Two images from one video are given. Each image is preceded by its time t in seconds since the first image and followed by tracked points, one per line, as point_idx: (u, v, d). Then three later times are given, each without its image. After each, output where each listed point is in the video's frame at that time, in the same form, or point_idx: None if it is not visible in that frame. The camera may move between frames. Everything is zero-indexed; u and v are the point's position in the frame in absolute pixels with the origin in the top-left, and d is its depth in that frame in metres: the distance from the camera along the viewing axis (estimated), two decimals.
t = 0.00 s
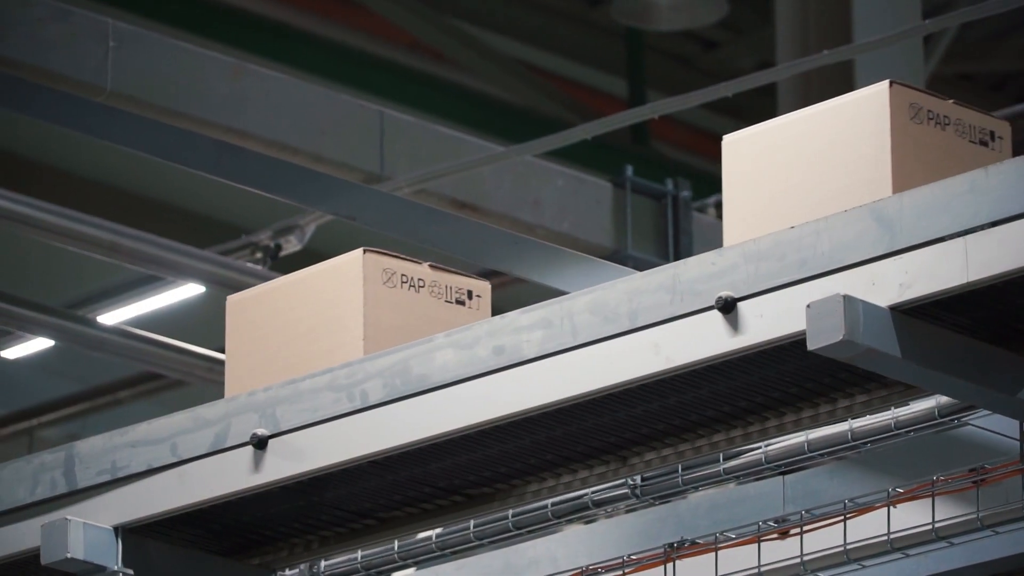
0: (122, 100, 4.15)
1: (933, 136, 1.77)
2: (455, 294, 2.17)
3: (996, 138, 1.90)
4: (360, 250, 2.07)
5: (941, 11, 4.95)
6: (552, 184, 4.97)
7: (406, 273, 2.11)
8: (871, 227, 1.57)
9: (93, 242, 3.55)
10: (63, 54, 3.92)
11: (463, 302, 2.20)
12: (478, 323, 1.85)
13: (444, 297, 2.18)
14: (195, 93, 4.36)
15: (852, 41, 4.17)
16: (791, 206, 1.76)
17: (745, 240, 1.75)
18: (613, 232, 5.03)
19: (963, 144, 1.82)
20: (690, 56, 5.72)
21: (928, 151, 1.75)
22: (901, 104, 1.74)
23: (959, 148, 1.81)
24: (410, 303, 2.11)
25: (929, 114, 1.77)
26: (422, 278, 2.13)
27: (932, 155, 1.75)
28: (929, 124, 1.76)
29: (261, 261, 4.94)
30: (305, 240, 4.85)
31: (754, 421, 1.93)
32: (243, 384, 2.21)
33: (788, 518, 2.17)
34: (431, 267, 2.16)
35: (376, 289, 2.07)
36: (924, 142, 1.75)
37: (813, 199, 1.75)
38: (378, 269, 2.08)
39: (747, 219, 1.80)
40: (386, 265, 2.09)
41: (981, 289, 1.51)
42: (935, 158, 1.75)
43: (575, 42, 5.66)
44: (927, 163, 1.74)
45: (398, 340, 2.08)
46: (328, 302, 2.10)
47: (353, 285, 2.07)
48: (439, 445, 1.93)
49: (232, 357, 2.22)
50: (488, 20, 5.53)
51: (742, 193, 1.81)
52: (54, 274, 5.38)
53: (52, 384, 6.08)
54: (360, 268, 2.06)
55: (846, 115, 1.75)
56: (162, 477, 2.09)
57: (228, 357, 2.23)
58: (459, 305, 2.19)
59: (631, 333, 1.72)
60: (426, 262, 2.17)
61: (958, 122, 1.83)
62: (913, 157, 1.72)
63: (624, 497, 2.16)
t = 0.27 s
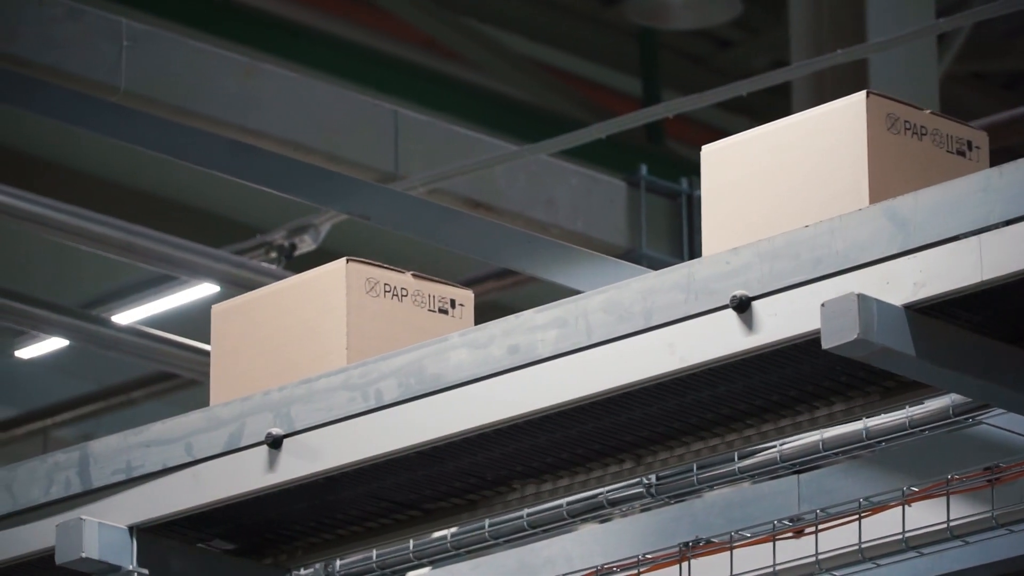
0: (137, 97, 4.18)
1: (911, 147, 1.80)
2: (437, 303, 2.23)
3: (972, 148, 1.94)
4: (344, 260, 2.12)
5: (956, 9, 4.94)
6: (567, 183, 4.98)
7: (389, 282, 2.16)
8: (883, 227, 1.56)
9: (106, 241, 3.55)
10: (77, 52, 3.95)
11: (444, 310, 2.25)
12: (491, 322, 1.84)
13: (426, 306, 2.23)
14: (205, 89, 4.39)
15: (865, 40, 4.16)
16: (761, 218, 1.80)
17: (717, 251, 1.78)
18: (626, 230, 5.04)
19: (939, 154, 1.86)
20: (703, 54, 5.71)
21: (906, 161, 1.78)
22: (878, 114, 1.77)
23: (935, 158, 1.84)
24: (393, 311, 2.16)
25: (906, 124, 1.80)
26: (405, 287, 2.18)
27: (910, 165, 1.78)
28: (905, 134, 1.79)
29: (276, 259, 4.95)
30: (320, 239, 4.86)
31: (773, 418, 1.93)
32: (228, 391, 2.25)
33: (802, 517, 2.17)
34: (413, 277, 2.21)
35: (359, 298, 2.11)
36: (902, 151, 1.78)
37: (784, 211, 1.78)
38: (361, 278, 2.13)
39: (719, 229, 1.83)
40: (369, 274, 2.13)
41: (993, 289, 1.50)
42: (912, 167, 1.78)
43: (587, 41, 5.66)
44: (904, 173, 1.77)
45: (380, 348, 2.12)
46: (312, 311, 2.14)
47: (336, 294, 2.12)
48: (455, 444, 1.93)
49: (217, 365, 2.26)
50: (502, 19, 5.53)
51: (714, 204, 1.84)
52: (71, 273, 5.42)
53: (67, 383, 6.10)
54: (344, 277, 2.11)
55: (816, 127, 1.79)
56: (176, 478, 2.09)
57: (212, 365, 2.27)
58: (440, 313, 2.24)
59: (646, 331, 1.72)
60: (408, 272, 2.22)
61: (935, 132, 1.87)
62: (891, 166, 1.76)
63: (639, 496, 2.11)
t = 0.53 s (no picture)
0: (156, 97, 4.20)
1: (895, 156, 1.79)
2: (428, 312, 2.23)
3: (958, 157, 1.93)
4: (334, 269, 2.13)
5: (976, 8, 4.91)
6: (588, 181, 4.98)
7: (380, 291, 2.16)
8: (903, 225, 1.55)
9: (131, 243, 3.55)
10: (97, 53, 3.96)
11: (435, 319, 2.26)
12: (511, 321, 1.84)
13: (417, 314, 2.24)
14: (229, 89, 4.44)
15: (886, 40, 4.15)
16: (743, 228, 1.80)
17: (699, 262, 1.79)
18: (647, 229, 5.04)
19: (924, 164, 1.85)
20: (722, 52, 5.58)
21: (887, 170, 1.78)
22: (861, 125, 1.77)
23: (920, 168, 1.84)
24: (383, 321, 2.16)
25: (889, 134, 1.79)
26: (396, 296, 2.19)
27: (893, 176, 1.78)
28: (888, 144, 1.79)
29: (296, 258, 4.98)
30: (341, 239, 4.87)
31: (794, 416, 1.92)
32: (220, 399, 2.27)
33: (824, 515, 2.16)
34: (404, 286, 2.22)
35: (349, 306, 2.12)
36: (885, 161, 1.78)
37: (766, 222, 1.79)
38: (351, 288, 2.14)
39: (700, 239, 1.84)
40: (360, 283, 2.14)
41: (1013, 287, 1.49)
42: (895, 177, 1.78)
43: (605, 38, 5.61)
44: (887, 184, 1.77)
45: (371, 357, 2.13)
46: (302, 320, 2.15)
47: (327, 303, 2.13)
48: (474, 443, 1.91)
49: (209, 373, 2.28)
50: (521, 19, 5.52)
51: (697, 214, 1.85)
52: (94, 274, 5.46)
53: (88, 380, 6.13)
54: (334, 287, 2.12)
55: (801, 136, 1.79)
56: (197, 478, 2.09)
57: (205, 372, 2.29)
58: (431, 321, 2.25)
59: (667, 329, 1.71)
60: (399, 281, 2.22)
61: (919, 141, 1.86)
62: (872, 175, 1.75)
63: (660, 495, 2.12)
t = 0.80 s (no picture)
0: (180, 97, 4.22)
1: (880, 167, 1.82)
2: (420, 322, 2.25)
3: (945, 167, 1.95)
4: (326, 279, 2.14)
5: (1002, 6, 4.90)
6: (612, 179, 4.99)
7: (372, 301, 2.18)
8: (927, 223, 1.54)
9: (154, 242, 3.54)
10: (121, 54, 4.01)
11: (428, 328, 2.27)
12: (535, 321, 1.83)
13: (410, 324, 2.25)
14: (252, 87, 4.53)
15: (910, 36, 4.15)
16: (733, 239, 1.83)
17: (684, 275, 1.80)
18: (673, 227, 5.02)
19: (910, 175, 1.88)
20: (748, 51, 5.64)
21: (873, 181, 1.80)
22: (847, 136, 1.79)
23: (907, 179, 1.86)
24: (376, 330, 2.18)
25: (875, 144, 1.82)
26: (389, 306, 2.20)
27: (880, 187, 1.80)
28: (875, 154, 1.82)
29: (321, 258, 4.96)
30: (366, 239, 4.86)
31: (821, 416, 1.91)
32: (213, 408, 2.27)
33: (850, 515, 2.14)
34: (396, 295, 2.23)
35: (343, 316, 2.14)
36: (871, 172, 1.81)
37: (754, 232, 1.81)
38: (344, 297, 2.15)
39: (690, 248, 1.86)
40: (352, 293, 2.15)
41: None
42: (881, 189, 1.80)
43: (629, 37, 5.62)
44: (873, 195, 1.79)
45: (363, 366, 2.14)
46: (294, 331, 2.16)
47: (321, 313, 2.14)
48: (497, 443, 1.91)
49: (203, 383, 2.29)
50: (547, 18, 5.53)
51: (686, 224, 1.87)
52: (125, 271, 5.88)
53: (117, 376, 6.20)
54: (326, 297, 2.13)
55: (790, 147, 1.81)
56: (221, 478, 2.08)
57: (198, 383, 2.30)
58: (424, 331, 2.26)
59: (692, 329, 1.70)
60: (392, 291, 2.23)
61: (906, 152, 1.88)
62: (857, 186, 1.77)
63: (685, 494, 2.11)
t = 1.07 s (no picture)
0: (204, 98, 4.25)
1: (868, 177, 1.82)
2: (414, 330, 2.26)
3: (932, 178, 1.96)
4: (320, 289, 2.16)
5: None
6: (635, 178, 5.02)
7: (366, 311, 2.19)
8: (951, 221, 1.54)
9: (178, 242, 3.54)
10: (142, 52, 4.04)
11: (422, 337, 2.29)
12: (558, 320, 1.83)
13: (404, 333, 2.27)
14: (281, 93, 4.55)
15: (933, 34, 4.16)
16: (720, 250, 1.84)
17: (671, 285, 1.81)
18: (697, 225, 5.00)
19: (899, 185, 1.88)
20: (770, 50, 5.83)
21: (860, 192, 1.80)
22: (836, 147, 1.80)
23: (895, 190, 1.87)
24: (371, 340, 2.19)
25: (864, 154, 1.82)
26: (383, 315, 2.21)
27: (868, 197, 1.81)
28: (864, 165, 1.82)
29: (347, 258, 4.96)
30: (390, 239, 4.87)
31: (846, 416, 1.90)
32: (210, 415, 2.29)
33: (874, 515, 2.13)
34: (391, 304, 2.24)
35: (337, 326, 2.15)
36: (860, 183, 1.81)
37: (743, 242, 1.82)
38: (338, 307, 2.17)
39: (679, 259, 1.87)
40: (346, 303, 2.17)
41: None
42: (869, 199, 1.81)
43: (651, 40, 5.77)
44: (860, 205, 1.80)
45: (357, 376, 2.16)
46: (288, 340, 2.18)
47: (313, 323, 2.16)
48: (520, 443, 1.91)
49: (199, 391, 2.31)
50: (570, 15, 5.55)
51: (675, 235, 1.88)
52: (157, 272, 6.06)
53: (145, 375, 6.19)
54: (321, 306, 2.15)
55: (780, 157, 1.82)
56: (246, 478, 2.08)
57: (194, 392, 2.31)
58: (419, 340, 2.28)
59: (716, 328, 1.69)
60: (388, 300, 2.24)
61: (894, 163, 1.88)
62: (843, 198, 1.78)
63: (710, 493, 2.11)
